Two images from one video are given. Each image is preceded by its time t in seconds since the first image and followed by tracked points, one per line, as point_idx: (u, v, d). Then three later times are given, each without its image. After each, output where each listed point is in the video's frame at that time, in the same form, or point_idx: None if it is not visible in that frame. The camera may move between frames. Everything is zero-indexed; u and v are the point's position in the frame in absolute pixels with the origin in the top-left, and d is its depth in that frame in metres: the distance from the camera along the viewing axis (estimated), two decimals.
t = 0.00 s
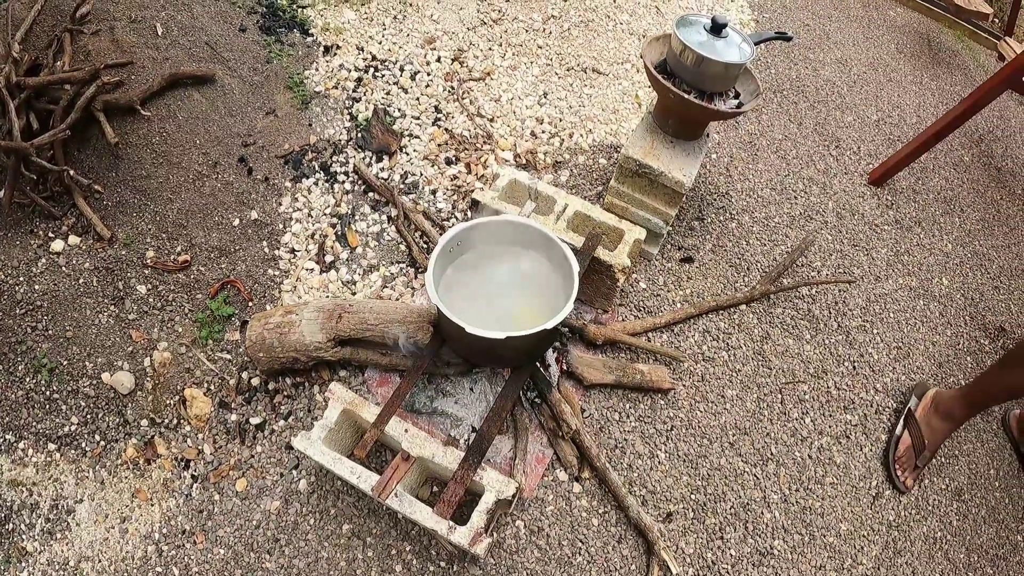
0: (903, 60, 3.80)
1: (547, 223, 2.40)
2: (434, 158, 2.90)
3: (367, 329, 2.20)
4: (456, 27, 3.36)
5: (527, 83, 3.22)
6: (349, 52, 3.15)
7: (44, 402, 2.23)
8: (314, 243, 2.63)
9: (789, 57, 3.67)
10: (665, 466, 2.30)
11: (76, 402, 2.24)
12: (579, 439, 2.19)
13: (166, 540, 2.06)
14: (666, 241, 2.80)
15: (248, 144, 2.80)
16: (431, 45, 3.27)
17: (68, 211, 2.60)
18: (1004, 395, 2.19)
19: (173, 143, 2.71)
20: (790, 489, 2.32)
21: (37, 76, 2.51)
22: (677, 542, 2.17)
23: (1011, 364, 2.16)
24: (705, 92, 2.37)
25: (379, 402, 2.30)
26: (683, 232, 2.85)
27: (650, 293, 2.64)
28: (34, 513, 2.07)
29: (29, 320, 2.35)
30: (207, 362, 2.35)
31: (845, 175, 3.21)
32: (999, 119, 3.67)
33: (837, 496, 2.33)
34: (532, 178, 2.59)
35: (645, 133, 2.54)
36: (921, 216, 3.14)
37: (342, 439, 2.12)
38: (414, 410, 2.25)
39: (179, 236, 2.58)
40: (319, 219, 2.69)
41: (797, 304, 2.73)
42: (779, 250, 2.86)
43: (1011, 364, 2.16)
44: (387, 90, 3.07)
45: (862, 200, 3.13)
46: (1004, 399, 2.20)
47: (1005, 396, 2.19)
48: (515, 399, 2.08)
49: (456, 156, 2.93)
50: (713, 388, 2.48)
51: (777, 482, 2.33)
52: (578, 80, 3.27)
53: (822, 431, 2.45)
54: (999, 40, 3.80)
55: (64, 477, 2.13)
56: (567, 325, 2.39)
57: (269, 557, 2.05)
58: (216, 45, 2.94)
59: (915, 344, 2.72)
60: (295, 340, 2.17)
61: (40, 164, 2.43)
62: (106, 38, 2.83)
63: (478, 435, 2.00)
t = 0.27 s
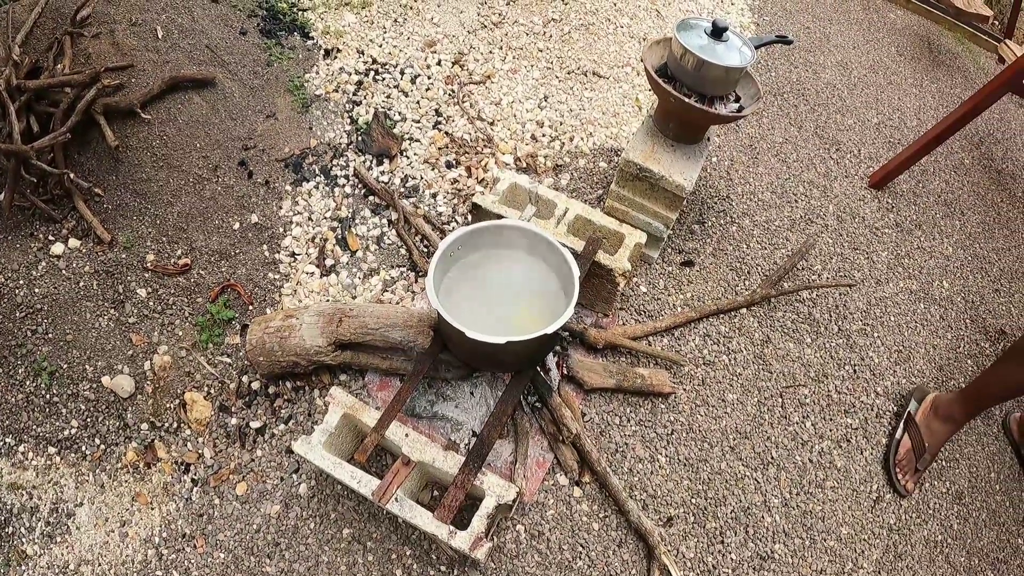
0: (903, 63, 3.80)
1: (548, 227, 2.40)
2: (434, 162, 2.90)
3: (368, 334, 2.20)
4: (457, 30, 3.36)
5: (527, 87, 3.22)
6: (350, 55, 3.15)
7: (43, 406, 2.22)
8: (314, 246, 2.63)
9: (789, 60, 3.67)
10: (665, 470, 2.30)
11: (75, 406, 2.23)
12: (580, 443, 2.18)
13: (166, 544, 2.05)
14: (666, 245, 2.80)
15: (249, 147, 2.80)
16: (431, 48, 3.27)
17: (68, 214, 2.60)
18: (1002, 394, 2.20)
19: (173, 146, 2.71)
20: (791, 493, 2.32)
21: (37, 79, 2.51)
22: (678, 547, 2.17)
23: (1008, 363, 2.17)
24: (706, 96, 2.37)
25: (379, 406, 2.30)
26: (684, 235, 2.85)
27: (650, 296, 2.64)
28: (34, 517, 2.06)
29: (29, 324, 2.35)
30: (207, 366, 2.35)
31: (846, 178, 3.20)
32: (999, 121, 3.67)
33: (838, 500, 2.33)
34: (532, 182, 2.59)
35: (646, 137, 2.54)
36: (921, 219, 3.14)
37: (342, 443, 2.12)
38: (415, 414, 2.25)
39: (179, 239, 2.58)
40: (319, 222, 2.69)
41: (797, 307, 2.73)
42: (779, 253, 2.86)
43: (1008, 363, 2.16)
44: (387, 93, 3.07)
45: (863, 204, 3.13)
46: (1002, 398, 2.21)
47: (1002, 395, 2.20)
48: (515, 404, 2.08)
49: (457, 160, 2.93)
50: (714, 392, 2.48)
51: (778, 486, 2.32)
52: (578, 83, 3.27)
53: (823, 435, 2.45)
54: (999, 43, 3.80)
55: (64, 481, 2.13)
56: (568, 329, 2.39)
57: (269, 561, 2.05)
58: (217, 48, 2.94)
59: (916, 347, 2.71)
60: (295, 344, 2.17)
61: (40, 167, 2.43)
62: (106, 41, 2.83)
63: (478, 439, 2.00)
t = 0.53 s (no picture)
0: (908, 67, 3.79)
1: (553, 229, 2.40)
2: (439, 162, 2.90)
3: (372, 333, 2.20)
4: (462, 31, 3.36)
5: (532, 88, 3.22)
6: (355, 55, 3.15)
7: (46, 402, 2.23)
8: (318, 246, 2.63)
9: (795, 64, 3.67)
10: (668, 473, 2.30)
11: (78, 403, 2.23)
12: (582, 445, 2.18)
13: (168, 542, 2.05)
14: (670, 247, 2.80)
15: (253, 146, 2.80)
16: (437, 48, 3.27)
17: (72, 211, 2.60)
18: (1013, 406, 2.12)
19: (178, 145, 2.71)
20: (793, 497, 2.32)
21: (43, 76, 2.51)
22: (679, 549, 2.17)
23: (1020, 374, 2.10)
24: (711, 99, 2.37)
25: (382, 406, 2.30)
26: (688, 238, 2.84)
27: (654, 299, 2.64)
28: (35, 513, 2.06)
29: (32, 320, 2.35)
30: (211, 364, 2.35)
31: (850, 182, 3.20)
32: (1004, 127, 3.66)
33: (839, 504, 2.32)
34: (537, 183, 2.59)
35: (651, 139, 2.54)
36: (925, 224, 3.13)
37: (345, 442, 2.12)
38: (418, 414, 2.25)
39: (183, 237, 2.58)
40: (323, 222, 2.69)
41: (801, 311, 2.73)
42: (783, 257, 2.86)
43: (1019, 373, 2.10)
44: (393, 93, 3.07)
45: (867, 208, 3.13)
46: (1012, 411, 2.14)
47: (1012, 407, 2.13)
48: (518, 405, 2.08)
49: (461, 161, 2.93)
50: (717, 395, 2.48)
51: (780, 490, 2.32)
52: (583, 85, 3.27)
53: (825, 439, 2.45)
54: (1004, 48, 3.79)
55: (66, 478, 2.13)
56: (571, 331, 2.39)
57: (271, 560, 2.05)
58: (222, 46, 2.94)
59: (920, 352, 2.71)
60: (299, 344, 2.17)
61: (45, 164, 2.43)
62: (112, 39, 2.83)
63: (481, 440, 2.00)
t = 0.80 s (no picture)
0: (908, 68, 3.79)
1: (552, 229, 2.40)
2: (439, 162, 2.91)
3: (371, 334, 2.20)
4: (462, 31, 3.37)
5: (533, 88, 3.23)
6: (355, 55, 3.15)
7: (46, 402, 2.23)
8: (318, 246, 2.63)
9: (795, 64, 3.67)
10: (667, 473, 2.30)
11: (78, 403, 2.23)
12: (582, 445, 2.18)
13: (168, 542, 2.05)
14: (670, 248, 2.80)
15: (253, 147, 2.80)
16: (437, 49, 3.28)
17: (73, 211, 2.60)
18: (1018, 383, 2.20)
19: (178, 145, 2.71)
20: (793, 497, 2.31)
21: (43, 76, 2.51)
22: (679, 549, 2.17)
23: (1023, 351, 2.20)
24: (711, 99, 2.37)
25: (382, 406, 2.30)
26: (688, 238, 2.84)
27: (654, 299, 2.64)
28: (35, 513, 2.06)
29: (32, 320, 2.35)
30: (210, 364, 2.35)
31: (850, 182, 3.20)
32: (1004, 127, 3.66)
33: (839, 504, 2.32)
34: (537, 183, 2.59)
35: (651, 139, 2.54)
36: (925, 224, 3.13)
37: (345, 442, 2.12)
38: (417, 415, 2.25)
39: (183, 237, 2.58)
40: (323, 222, 2.69)
41: (801, 311, 2.73)
42: (783, 257, 2.86)
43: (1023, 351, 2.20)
44: (393, 93, 3.07)
45: (867, 208, 3.13)
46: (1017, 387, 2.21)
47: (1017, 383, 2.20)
48: (518, 405, 2.07)
49: (461, 161, 2.93)
50: (717, 395, 2.48)
51: (780, 490, 2.32)
52: (583, 85, 3.27)
53: (825, 439, 2.45)
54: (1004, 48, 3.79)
55: (65, 478, 2.13)
56: (571, 331, 2.39)
57: (271, 560, 2.05)
58: (222, 47, 2.94)
59: (920, 352, 2.71)
60: (298, 344, 2.17)
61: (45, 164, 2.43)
62: (112, 39, 2.83)
63: (481, 440, 2.00)
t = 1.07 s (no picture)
0: (908, 70, 3.80)
1: (552, 231, 2.40)
2: (438, 164, 2.91)
3: (371, 335, 2.20)
4: (462, 33, 3.37)
5: (532, 91, 3.23)
6: (355, 58, 3.16)
7: (46, 403, 2.23)
8: (318, 248, 2.64)
9: (794, 67, 3.67)
10: (666, 475, 2.30)
11: (78, 404, 2.24)
12: (581, 447, 2.19)
13: (167, 543, 2.06)
14: (669, 250, 2.81)
15: (253, 149, 2.80)
16: (437, 51, 3.28)
17: (73, 212, 2.61)
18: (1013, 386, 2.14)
19: (178, 146, 2.72)
20: (791, 499, 2.32)
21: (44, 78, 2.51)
22: (678, 552, 2.17)
23: None
24: (710, 101, 2.37)
25: (381, 408, 2.30)
26: (687, 240, 2.85)
27: (653, 301, 2.65)
28: (35, 513, 2.07)
29: (33, 321, 2.35)
30: (210, 366, 2.36)
31: (849, 184, 3.21)
32: (1003, 129, 3.66)
33: (838, 506, 2.33)
34: (536, 186, 2.59)
35: (650, 142, 2.55)
36: (924, 226, 3.14)
37: (344, 444, 2.12)
38: (417, 416, 2.25)
39: (183, 239, 2.59)
40: (323, 224, 2.70)
41: (800, 313, 2.73)
42: (782, 259, 2.86)
43: None
44: (392, 95, 3.08)
45: (866, 210, 3.13)
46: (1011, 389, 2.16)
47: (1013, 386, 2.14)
48: (517, 407, 2.08)
49: (461, 163, 2.93)
50: (715, 397, 2.48)
51: (779, 492, 2.32)
52: (583, 87, 3.28)
53: (824, 441, 2.45)
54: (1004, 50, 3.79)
55: (65, 478, 2.13)
56: (570, 333, 2.40)
57: (270, 561, 2.05)
58: (222, 49, 2.95)
59: (918, 354, 2.71)
60: (298, 345, 2.17)
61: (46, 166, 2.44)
62: (112, 41, 2.84)
63: (480, 442, 2.00)
